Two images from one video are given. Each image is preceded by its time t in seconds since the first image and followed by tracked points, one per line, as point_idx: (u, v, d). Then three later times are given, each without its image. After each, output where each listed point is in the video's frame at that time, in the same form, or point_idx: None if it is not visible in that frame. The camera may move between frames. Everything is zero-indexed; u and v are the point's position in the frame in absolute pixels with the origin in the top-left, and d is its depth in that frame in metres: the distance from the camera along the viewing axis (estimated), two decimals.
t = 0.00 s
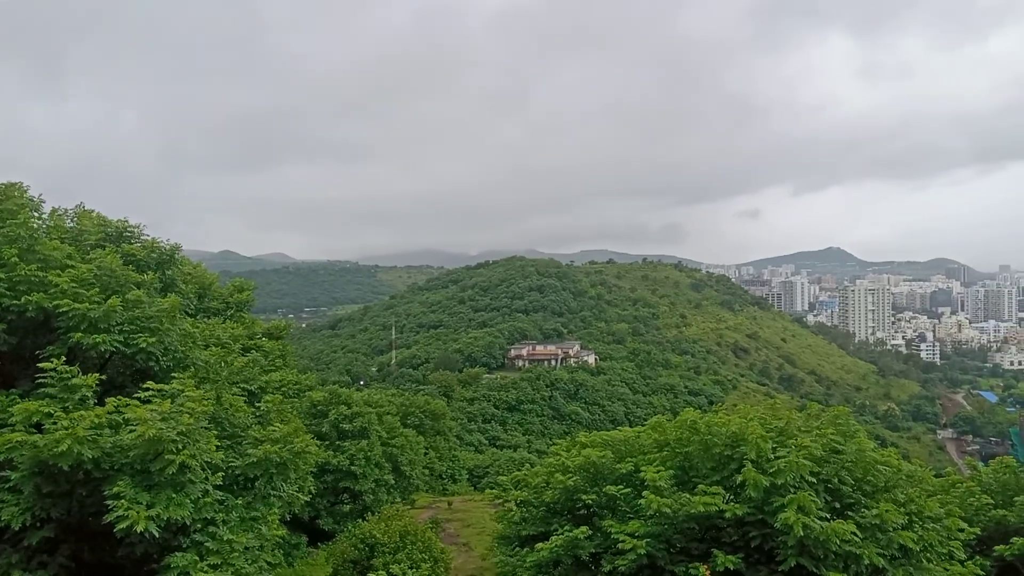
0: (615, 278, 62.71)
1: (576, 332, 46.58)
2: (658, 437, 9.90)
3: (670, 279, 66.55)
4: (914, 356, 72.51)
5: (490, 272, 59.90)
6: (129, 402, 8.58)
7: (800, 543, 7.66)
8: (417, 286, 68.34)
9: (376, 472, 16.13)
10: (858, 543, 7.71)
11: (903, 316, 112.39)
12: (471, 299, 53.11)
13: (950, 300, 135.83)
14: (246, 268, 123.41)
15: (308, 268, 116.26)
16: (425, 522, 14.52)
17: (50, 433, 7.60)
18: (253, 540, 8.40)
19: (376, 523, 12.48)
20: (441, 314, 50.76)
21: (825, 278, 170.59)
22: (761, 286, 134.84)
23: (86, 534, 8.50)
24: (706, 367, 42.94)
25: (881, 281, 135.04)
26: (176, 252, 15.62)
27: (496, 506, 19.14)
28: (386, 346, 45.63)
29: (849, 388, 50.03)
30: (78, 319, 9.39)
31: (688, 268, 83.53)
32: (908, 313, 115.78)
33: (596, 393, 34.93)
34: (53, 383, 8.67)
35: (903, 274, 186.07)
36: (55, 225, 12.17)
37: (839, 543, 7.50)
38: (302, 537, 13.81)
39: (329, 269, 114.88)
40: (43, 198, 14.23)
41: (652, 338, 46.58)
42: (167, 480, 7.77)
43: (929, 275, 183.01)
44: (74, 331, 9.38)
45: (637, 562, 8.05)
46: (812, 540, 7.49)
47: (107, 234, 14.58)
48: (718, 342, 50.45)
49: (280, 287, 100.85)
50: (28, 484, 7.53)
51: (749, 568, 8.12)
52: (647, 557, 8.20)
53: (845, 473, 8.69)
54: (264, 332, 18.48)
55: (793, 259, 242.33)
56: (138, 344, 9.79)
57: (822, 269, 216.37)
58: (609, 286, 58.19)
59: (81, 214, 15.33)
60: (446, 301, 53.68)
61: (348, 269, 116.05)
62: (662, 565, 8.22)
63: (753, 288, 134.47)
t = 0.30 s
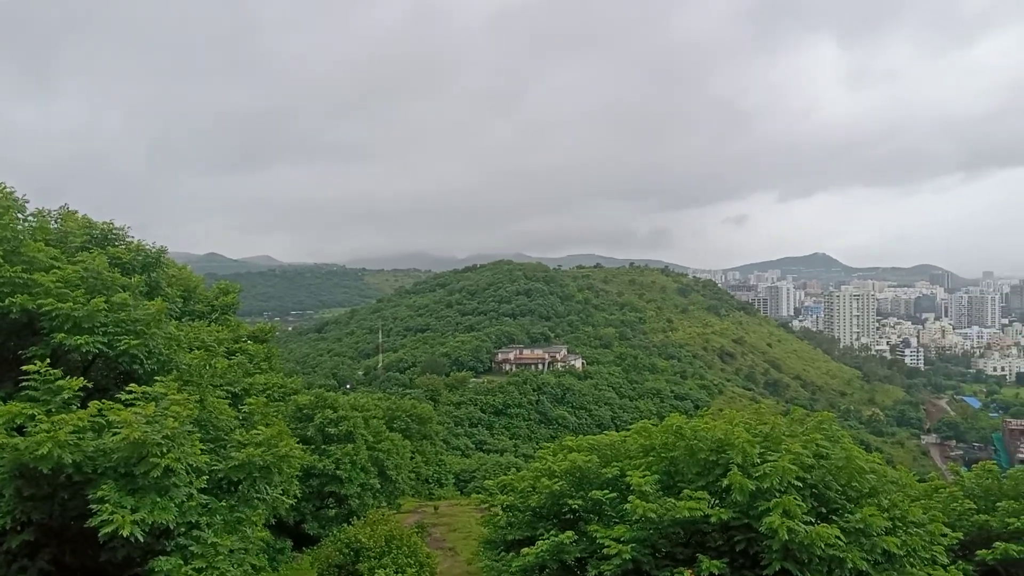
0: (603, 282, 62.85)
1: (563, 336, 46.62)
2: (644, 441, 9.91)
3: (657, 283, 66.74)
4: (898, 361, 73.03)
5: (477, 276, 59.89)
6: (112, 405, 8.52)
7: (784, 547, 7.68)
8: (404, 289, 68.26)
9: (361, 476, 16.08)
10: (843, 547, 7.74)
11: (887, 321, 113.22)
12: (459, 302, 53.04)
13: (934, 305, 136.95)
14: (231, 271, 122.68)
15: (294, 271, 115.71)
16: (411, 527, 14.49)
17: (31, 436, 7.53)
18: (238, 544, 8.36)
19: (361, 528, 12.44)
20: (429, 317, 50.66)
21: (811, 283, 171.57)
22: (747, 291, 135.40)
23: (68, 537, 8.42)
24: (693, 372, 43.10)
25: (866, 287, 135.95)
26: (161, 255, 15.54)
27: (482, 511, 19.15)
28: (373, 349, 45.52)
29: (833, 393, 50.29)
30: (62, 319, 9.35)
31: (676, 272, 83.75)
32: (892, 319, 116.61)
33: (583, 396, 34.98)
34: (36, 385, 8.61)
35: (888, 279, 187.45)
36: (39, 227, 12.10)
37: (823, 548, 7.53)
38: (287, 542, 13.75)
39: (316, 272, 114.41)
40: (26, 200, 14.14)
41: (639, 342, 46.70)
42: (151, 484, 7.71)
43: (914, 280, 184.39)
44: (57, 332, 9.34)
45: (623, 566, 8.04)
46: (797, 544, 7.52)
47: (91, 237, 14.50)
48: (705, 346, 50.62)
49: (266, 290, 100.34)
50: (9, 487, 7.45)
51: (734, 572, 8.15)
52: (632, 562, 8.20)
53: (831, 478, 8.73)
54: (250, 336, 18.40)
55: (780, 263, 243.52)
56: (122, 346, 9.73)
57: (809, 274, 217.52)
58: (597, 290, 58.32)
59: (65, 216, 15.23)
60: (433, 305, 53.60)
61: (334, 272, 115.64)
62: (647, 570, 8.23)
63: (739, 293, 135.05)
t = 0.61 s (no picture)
0: (598, 282, 62.89)
1: (558, 337, 46.60)
2: (639, 442, 9.92)
3: (652, 283, 66.79)
4: (893, 359, 73.20)
5: (472, 277, 59.88)
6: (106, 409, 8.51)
7: (780, 546, 7.70)
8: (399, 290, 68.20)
9: (358, 478, 16.06)
10: (838, 546, 7.75)
11: (881, 320, 113.52)
12: (453, 304, 53.00)
13: (928, 304, 137.34)
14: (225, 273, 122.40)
15: (288, 273, 115.59)
16: (407, 529, 14.50)
17: (25, 441, 7.51)
18: (234, 546, 8.35)
19: (356, 530, 12.42)
20: (423, 319, 50.62)
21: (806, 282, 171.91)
22: (741, 290, 135.61)
23: (62, 543, 8.40)
24: (687, 372, 43.16)
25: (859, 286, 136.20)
26: (155, 258, 15.49)
27: (478, 512, 19.16)
28: (367, 351, 45.49)
29: (828, 393, 50.34)
30: (56, 323, 9.34)
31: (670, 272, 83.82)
32: (886, 318, 116.88)
33: (578, 397, 34.99)
34: (30, 390, 8.60)
35: (881, 278, 187.96)
36: (32, 231, 12.07)
37: (818, 546, 7.55)
38: (283, 544, 13.74)
39: (309, 274, 114.24)
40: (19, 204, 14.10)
41: (634, 343, 46.73)
42: (145, 488, 7.70)
43: (907, 279, 184.91)
44: (51, 336, 9.33)
45: (618, 567, 8.05)
46: (793, 543, 7.53)
47: (85, 241, 14.47)
48: (699, 346, 50.67)
49: (260, 292, 100.10)
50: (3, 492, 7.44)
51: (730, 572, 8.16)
52: (627, 562, 8.22)
53: (826, 477, 8.74)
54: (244, 338, 18.35)
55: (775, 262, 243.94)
56: (115, 350, 9.71)
57: (803, 273, 217.95)
58: (591, 291, 58.36)
59: (58, 220, 15.18)
60: (428, 306, 53.56)
61: (328, 274, 115.47)
62: (643, 570, 8.23)
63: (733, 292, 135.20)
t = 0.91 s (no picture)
0: (588, 283, 62.97)
1: (548, 336, 46.63)
2: (628, 441, 9.94)
3: (642, 284, 66.90)
4: (881, 360, 73.60)
5: (463, 277, 59.82)
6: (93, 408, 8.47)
7: (768, 546, 7.72)
8: (389, 290, 68.04)
9: (347, 478, 15.99)
10: (826, 546, 7.78)
11: (869, 320, 114.15)
12: (444, 304, 52.93)
13: (915, 305, 138.20)
14: (214, 272, 121.81)
15: (278, 272, 115.15)
16: (396, 529, 14.47)
17: (12, 440, 7.47)
18: (221, 547, 8.31)
19: (346, 530, 12.39)
20: (413, 319, 50.53)
21: (795, 283, 172.56)
22: (731, 291, 136.08)
23: (47, 543, 8.39)
24: (677, 372, 43.31)
25: (848, 287, 136.86)
26: (144, 257, 15.40)
27: (467, 512, 19.14)
28: (357, 351, 45.40)
29: (817, 393, 50.62)
30: (44, 322, 9.31)
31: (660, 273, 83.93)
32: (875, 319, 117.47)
33: (568, 397, 35.04)
34: (17, 389, 8.56)
35: (870, 280, 189.00)
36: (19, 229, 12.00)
37: (806, 547, 7.57)
38: (272, 544, 13.65)
39: (299, 273, 113.89)
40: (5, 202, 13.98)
41: (624, 343, 46.83)
42: (132, 488, 7.68)
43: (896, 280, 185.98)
44: (39, 334, 9.30)
45: (607, 567, 8.05)
46: (781, 543, 7.55)
47: (72, 240, 14.39)
48: (689, 346, 50.81)
49: (249, 292, 99.66)
50: None
51: (718, 572, 8.18)
52: (616, 562, 8.22)
53: (815, 478, 8.78)
54: (233, 338, 18.26)
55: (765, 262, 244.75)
56: (104, 349, 9.68)
57: (793, 274, 218.84)
58: (581, 291, 58.43)
59: (45, 217, 15.06)
60: (418, 306, 53.46)
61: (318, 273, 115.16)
62: (632, 570, 8.23)
63: (722, 293, 135.61)
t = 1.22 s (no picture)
0: (576, 278, 63.03)
1: (536, 331, 46.64)
2: (616, 436, 9.97)
3: (630, 279, 67.03)
4: (867, 356, 74.10)
5: (451, 272, 59.71)
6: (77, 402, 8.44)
7: (754, 540, 7.77)
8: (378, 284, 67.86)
9: (334, 472, 15.97)
10: (812, 541, 7.82)
11: (855, 316, 114.93)
12: (432, 299, 52.83)
13: (901, 301, 139.22)
14: (200, 266, 121.06)
15: (265, 266, 114.58)
16: (384, 523, 14.48)
17: None
18: (207, 541, 8.28)
19: (333, 525, 12.39)
20: (402, 314, 50.40)
21: (783, 279, 173.28)
22: (719, 287, 136.56)
23: (32, 538, 8.38)
24: (664, 367, 43.46)
25: (835, 283, 137.58)
26: (129, 250, 15.29)
27: (454, 506, 19.14)
28: (345, 346, 45.28)
29: (803, 388, 50.94)
30: (28, 316, 9.26)
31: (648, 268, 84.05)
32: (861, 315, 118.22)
33: (557, 392, 35.10)
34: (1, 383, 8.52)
35: (857, 276, 190.16)
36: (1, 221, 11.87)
37: (792, 542, 7.62)
38: (259, 539, 13.59)
39: (287, 267, 113.37)
40: None
41: (612, 338, 46.92)
42: (116, 482, 7.67)
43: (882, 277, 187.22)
44: (23, 328, 9.25)
45: (594, 561, 8.08)
46: (767, 538, 7.58)
47: (55, 233, 14.25)
48: (676, 342, 50.95)
49: (236, 286, 99.12)
50: None
51: (704, 566, 8.23)
52: (604, 556, 8.24)
53: (800, 473, 8.83)
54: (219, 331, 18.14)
55: (753, 258, 245.66)
56: (89, 344, 9.63)
57: (782, 271, 219.83)
58: (570, 286, 58.48)
59: (28, 210, 14.91)
60: (406, 301, 53.35)
61: (306, 268, 114.70)
62: (619, 564, 8.25)
63: (710, 289, 136.10)
